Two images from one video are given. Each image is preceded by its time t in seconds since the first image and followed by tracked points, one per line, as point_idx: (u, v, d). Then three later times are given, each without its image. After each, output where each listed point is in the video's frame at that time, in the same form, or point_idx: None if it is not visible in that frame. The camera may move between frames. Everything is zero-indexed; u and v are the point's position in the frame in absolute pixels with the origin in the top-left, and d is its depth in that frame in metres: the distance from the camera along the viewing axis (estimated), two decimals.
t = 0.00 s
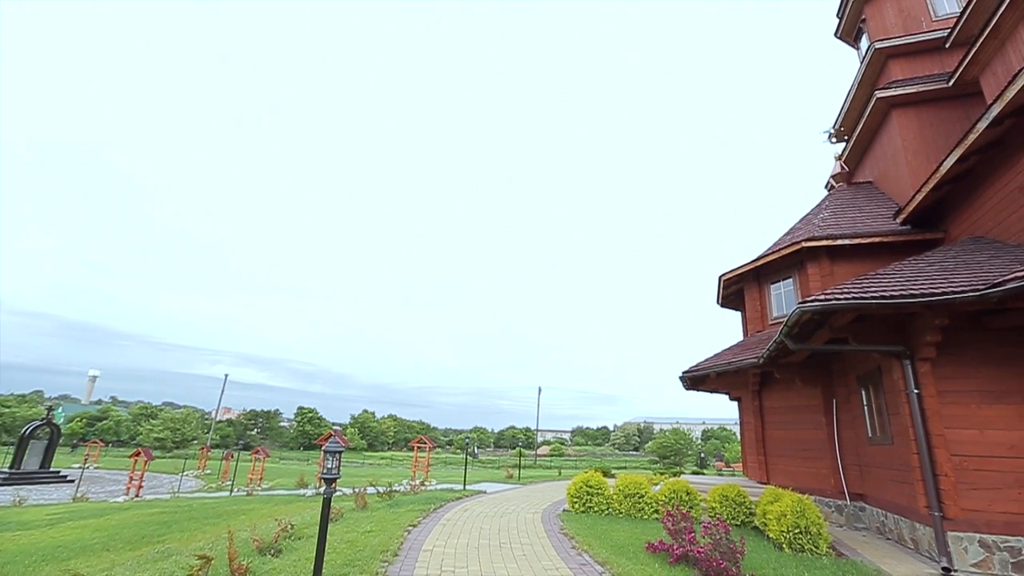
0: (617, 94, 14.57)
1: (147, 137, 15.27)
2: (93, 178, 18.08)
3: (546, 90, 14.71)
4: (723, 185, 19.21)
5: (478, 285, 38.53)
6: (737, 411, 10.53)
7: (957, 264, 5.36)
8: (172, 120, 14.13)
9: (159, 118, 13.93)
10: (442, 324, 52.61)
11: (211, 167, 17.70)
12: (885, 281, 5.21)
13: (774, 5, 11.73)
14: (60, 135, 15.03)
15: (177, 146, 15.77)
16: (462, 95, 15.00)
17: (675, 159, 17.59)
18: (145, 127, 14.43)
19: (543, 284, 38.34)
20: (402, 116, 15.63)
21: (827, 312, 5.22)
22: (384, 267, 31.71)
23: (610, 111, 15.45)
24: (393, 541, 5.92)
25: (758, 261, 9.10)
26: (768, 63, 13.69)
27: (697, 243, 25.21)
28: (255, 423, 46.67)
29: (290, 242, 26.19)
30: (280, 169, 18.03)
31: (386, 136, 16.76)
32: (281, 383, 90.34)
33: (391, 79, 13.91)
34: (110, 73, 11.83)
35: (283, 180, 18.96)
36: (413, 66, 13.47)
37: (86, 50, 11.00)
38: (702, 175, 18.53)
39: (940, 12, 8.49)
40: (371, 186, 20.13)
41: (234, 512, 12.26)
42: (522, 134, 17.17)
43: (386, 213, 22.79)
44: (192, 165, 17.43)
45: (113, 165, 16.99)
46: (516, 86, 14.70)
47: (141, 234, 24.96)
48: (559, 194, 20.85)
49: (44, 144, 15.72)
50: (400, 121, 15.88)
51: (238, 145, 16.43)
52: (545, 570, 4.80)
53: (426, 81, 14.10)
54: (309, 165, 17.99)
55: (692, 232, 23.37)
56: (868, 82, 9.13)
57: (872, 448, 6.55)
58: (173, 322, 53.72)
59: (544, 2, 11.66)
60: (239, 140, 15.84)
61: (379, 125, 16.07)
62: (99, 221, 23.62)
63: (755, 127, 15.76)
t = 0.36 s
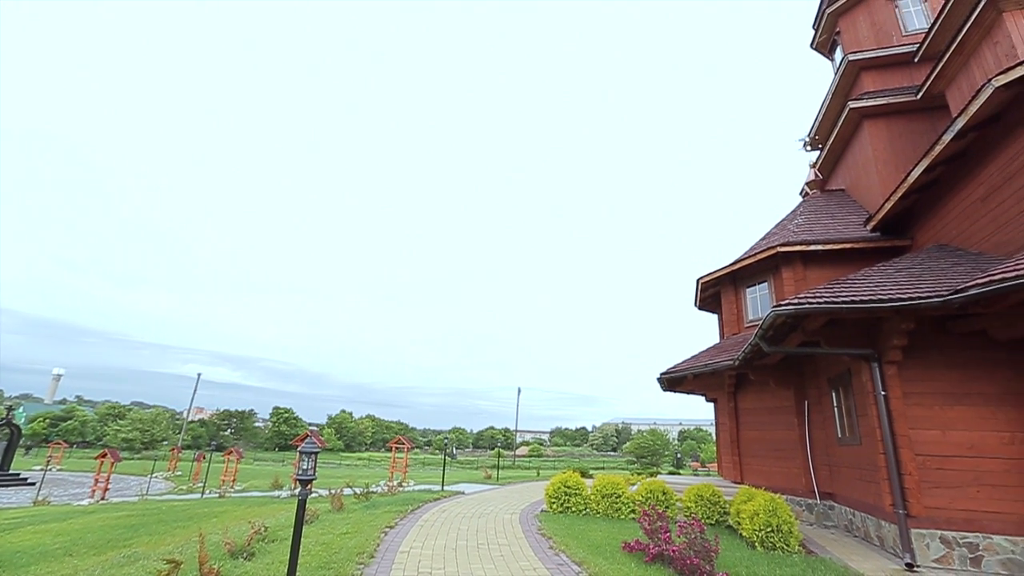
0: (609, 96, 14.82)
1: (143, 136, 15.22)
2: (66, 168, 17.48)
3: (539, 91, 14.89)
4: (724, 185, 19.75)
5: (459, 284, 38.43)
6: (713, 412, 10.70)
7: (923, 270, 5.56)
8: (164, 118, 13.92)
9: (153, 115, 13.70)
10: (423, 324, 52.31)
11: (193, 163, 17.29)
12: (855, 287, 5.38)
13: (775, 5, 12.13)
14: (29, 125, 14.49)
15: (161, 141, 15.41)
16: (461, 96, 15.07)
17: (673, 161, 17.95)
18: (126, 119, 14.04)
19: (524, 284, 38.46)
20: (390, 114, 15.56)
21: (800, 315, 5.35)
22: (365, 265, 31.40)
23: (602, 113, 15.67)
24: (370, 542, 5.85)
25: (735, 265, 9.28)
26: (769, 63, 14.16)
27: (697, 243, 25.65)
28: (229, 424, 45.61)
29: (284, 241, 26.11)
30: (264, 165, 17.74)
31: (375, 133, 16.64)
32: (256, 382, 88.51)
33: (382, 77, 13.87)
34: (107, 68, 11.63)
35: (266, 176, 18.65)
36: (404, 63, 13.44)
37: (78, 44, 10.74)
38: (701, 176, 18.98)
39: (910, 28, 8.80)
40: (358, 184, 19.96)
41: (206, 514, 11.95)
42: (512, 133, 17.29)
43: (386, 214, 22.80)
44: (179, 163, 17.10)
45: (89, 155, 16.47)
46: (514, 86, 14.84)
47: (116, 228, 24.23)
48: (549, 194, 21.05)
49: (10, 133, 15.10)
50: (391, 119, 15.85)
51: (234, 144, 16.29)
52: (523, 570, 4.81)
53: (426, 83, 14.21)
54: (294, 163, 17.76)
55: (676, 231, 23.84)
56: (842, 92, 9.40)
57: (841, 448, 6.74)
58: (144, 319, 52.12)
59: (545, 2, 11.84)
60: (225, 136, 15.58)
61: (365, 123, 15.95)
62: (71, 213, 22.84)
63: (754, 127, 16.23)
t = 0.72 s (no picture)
0: (603, 98, 15.11)
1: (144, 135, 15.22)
2: (42, 157, 16.94)
3: (538, 92, 15.02)
4: (725, 185, 20.40)
5: (441, 284, 38.26)
6: (689, 413, 10.87)
7: (891, 276, 5.76)
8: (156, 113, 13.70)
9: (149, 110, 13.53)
10: (404, 324, 51.87)
11: (174, 159, 16.88)
12: (826, 291, 5.53)
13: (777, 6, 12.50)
14: None
15: (143, 132, 15.02)
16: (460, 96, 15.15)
17: (676, 159, 18.35)
18: (110, 109, 13.67)
19: (506, 284, 38.47)
20: (376, 112, 15.47)
21: (774, 318, 5.47)
22: (346, 263, 31.01)
23: (593, 114, 15.97)
24: (346, 544, 5.78)
25: (712, 269, 9.43)
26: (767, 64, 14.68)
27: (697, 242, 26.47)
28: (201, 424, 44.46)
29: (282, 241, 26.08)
30: (250, 160, 17.44)
31: (364, 131, 16.52)
32: (230, 381, 86.46)
33: (375, 75, 13.82)
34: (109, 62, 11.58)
35: (249, 171, 18.29)
36: (404, 63, 13.43)
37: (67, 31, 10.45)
38: (705, 176, 19.62)
39: (881, 41, 9.09)
40: (343, 181, 19.74)
41: (175, 518, 11.59)
42: (501, 132, 17.36)
43: (386, 213, 22.87)
44: (168, 159, 16.79)
45: (66, 144, 15.96)
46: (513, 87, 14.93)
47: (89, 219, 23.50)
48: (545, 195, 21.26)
49: None
50: (379, 116, 15.76)
51: (233, 142, 16.31)
52: (500, 571, 4.82)
53: (426, 84, 14.26)
54: (280, 160, 17.49)
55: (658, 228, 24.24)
56: (817, 102, 9.64)
57: (812, 448, 6.91)
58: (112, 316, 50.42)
59: (544, 2, 11.86)
60: (210, 131, 15.29)
61: (352, 121, 15.78)
62: (38, 204, 22.02)
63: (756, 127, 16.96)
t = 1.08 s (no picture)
0: (602, 99, 15.52)
1: (153, 139, 15.63)
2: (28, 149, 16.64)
3: (538, 92, 15.34)
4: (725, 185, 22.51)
5: (420, 284, 38.08)
6: (665, 415, 11.03)
7: (858, 282, 5.95)
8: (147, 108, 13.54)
9: (153, 107, 13.59)
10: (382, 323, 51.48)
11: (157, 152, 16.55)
12: (798, 296, 5.67)
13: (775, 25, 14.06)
14: None
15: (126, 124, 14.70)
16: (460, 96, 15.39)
17: (678, 158, 19.24)
18: (100, 103, 13.48)
19: (487, 283, 38.52)
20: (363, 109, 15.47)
21: (748, 322, 5.59)
22: (326, 262, 30.62)
23: (593, 115, 16.41)
24: (319, 547, 5.69)
25: (689, 272, 9.59)
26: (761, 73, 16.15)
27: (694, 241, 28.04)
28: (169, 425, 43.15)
29: (285, 242, 26.28)
30: (237, 155, 17.24)
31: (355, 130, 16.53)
32: (201, 381, 84.15)
33: (375, 74, 13.98)
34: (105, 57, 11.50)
35: (232, 166, 18.01)
36: (406, 62, 13.60)
37: (67, 25, 10.35)
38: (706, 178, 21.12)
39: (852, 54, 9.41)
40: (330, 180, 19.54)
41: (140, 521, 11.22)
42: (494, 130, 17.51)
43: (386, 213, 23.04)
44: (164, 154, 16.68)
45: (48, 135, 15.58)
46: (514, 87, 15.23)
47: (67, 209, 22.91)
48: (551, 194, 21.66)
49: None
50: (371, 114, 15.79)
51: (239, 143, 16.54)
52: (475, 572, 4.81)
53: (426, 82, 14.39)
54: (268, 156, 17.34)
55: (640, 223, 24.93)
56: (791, 111, 9.91)
57: (783, 448, 7.08)
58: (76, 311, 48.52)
59: (544, 2, 12.15)
60: (198, 128, 15.10)
61: (342, 118, 15.70)
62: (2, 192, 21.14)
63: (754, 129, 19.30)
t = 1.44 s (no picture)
0: (601, 99, 15.88)
1: (154, 139, 15.79)
2: (25, 143, 16.53)
3: (537, 92, 15.58)
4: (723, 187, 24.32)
5: (398, 284, 37.79)
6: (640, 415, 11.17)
7: (827, 287, 6.12)
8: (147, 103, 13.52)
9: (151, 104, 13.60)
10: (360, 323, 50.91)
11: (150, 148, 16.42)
12: (769, 301, 5.80)
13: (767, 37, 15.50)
14: None
15: (111, 115, 14.37)
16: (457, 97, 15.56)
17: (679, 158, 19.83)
18: (102, 98, 13.46)
19: (466, 283, 38.42)
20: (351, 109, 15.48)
21: (721, 325, 5.70)
22: (302, 260, 30.11)
23: (594, 114, 16.72)
24: (290, 550, 5.58)
25: (665, 275, 9.72)
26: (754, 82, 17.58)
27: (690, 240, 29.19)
28: (134, 425, 41.74)
29: (284, 243, 26.28)
30: (228, 152, 17.09)
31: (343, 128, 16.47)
32: (168, 380, 81.60)
33: (375, 74, 14.10)
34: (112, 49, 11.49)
35: (221, 164, 17.83)
36: (406, 62, 13.75)
37: (77, 12, 10.20)
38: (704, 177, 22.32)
39: (824, 66, 9.70)
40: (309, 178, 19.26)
41: (102, 525, 10.81)
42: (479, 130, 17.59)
43: (385, 213, 23.13)
44: (162, 152, 16.64)
45: (39, 126, 15.35)
46: (513, 86, 15.46)
47: (56, 205, 22.58)
48: (538, 195, 22.03)
49: None
50: (359, 112, 15.73)
51: (239, 144, 16.65)
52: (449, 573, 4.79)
53: (424, 80, 14.45)
54: (255, 152, 17.15)
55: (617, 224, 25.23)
56: (765, 120, 10.14)
57: (753, 448, 7.24)
58: (37, 306, 46.51)
59: (545, 2, 12.40)
60: (196, 126, 15.10)
61: (328, 115, 15.53)
62: None
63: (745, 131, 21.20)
